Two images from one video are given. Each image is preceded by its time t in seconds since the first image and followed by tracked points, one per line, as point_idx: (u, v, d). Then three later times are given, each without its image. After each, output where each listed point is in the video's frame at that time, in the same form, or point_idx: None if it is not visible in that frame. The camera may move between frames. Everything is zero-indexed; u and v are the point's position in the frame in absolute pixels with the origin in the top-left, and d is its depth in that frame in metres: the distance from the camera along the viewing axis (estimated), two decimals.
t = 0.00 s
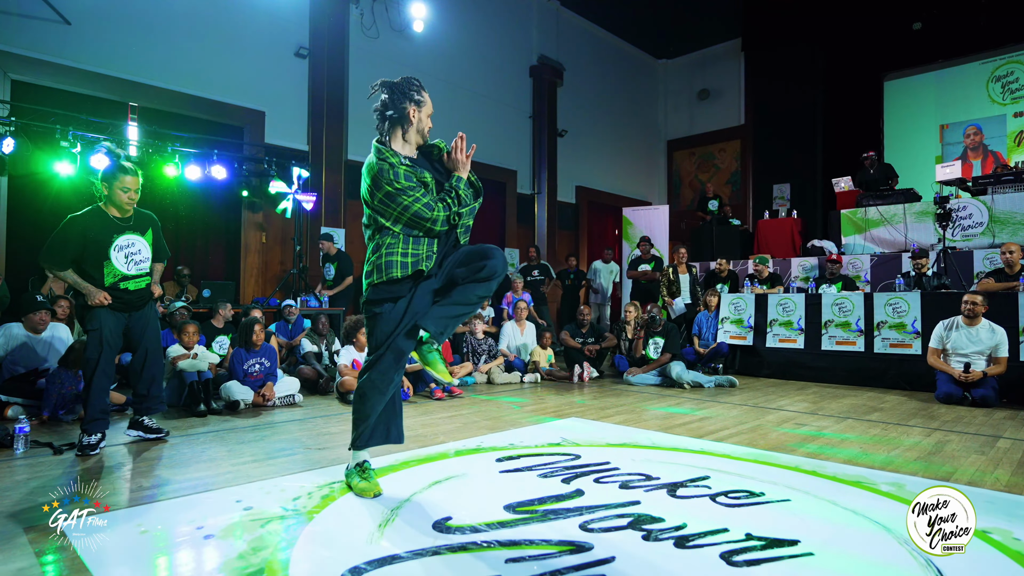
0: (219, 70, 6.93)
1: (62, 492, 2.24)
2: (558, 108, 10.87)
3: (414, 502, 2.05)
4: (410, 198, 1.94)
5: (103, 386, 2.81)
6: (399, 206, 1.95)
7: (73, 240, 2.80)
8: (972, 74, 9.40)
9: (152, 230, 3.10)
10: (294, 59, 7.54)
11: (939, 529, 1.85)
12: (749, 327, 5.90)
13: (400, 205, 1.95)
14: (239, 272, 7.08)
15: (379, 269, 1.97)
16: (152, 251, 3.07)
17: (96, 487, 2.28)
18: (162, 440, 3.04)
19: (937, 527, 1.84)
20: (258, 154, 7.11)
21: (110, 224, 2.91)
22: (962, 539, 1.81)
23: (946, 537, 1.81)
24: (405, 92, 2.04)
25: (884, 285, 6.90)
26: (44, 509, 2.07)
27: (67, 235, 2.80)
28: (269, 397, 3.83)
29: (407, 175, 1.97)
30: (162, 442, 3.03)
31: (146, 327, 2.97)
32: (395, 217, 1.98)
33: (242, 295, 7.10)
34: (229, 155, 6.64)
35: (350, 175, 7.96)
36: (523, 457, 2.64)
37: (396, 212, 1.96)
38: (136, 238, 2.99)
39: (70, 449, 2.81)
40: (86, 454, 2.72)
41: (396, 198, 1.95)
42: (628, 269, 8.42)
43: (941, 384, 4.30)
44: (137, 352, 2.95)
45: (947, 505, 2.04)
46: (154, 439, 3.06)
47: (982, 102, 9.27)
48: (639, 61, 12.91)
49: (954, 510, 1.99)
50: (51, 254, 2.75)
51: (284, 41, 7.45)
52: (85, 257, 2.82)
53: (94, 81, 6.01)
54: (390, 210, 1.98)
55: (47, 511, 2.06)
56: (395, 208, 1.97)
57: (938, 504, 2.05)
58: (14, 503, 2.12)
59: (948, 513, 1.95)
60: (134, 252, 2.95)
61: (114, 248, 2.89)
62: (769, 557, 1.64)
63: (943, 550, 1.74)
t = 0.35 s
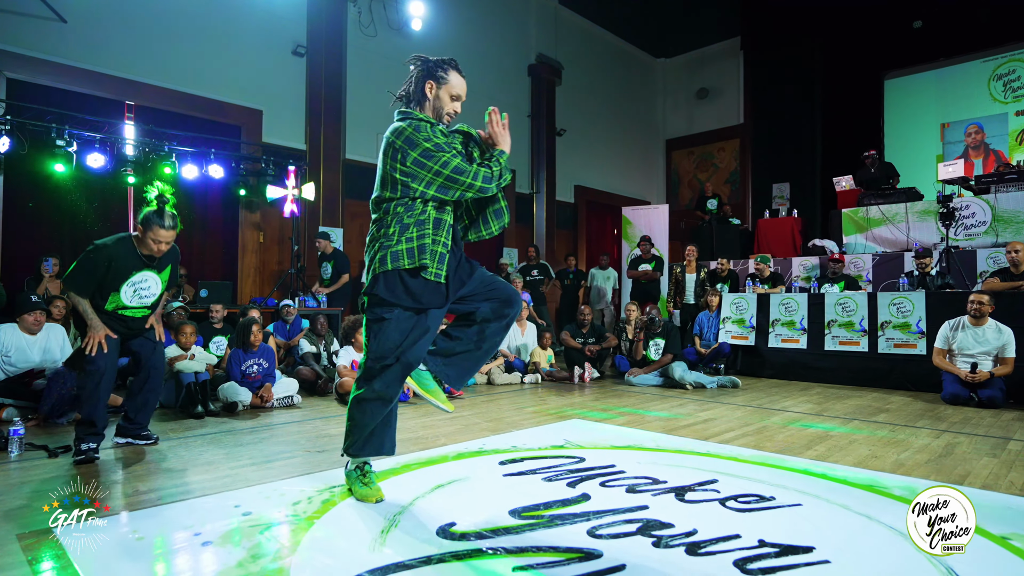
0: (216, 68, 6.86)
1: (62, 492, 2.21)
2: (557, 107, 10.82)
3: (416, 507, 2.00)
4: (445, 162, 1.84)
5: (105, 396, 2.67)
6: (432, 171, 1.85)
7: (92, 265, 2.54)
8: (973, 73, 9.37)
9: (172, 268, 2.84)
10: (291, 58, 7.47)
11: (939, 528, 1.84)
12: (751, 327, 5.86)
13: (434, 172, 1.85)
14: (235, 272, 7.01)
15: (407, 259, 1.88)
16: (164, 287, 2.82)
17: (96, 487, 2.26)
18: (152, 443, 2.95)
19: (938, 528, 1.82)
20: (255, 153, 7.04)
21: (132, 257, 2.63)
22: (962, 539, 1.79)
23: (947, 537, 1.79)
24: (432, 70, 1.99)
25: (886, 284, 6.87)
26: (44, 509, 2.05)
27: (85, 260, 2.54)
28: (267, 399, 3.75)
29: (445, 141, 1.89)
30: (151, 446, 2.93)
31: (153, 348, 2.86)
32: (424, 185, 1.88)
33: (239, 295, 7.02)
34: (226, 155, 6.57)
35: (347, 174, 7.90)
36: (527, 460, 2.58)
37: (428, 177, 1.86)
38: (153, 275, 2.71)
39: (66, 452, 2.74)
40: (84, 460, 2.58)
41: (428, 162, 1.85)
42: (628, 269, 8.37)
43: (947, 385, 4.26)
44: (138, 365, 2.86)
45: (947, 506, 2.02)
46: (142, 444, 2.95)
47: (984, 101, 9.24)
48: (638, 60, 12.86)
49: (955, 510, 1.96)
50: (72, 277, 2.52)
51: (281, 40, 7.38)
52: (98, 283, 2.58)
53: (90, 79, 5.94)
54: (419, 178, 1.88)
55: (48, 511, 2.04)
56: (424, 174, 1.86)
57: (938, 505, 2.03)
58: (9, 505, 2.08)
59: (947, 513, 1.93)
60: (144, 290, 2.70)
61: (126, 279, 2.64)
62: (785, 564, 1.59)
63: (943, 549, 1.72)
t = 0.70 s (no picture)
0: (221, 67, 6.84)
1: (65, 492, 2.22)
2: (562, 106, 10.77)
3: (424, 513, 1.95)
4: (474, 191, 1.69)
5: (102, 413, 2.55)
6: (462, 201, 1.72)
7: (96, 322, 2.57)
8: (983, 71, 9.26)
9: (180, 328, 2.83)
10: (296, 57, 7.45)
11: (939, 528, 1.82)
12: (760, 328, 5.78)
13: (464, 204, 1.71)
14: (240, 272, 6.98)
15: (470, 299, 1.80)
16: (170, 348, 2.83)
17: (95, 487, 2.27)
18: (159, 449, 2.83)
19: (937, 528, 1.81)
20: (260, 153, 7.02)
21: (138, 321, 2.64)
22: (962, 539, 1.77)
23: (946, 537, 1.78)
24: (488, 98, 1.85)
25: (897, 285, 6.78)
26: (43, 509, 2.04)
27: (90, 315, 2.56)
28: (272, 400, 3.71)
29: (479, 164, 1.73)
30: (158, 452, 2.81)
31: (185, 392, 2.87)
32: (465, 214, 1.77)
33: (245, 295, 7.00)
34: (231, 154, 6.56)
35: (352, 174, 7.87)
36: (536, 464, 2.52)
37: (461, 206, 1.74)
38: (157, 336, 2.73)
39: (67, 455, 2.71)
40: (84, 470, 2.47)
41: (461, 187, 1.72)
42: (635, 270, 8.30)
43: (962, 388, 4.19)
44: (163, 399, 2.82)
45: (947, 506, 1.99)
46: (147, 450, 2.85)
47: (994, 99, 9.13)
48: (644, 59, 12.79)
49: (954, 510, 1.94)
50: (67, 324, 2.53)
51: (286, 39, 7.36)
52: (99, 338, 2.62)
53: (94, 79, 5.93)
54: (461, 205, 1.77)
55: (46, 511, 2.04)
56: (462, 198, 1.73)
57: (938, 504, 2.00)
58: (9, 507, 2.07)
59: (948, 513, 1.91)
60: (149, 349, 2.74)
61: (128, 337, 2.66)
62: None
63: (944, 549, 1.72)
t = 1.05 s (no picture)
0: (224, 68, 6.82)
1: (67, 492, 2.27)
2: (567, 106, 10.71)
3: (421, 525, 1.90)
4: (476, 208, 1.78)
5: (99, 418, 2.48)
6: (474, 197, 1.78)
7: (96, 334, 2.55)
8: (992, 70, 9.19)
9: (179, 337, 2.76)
10: (300, 58, 7.43)
11: (938, 528, 1.83)
12: (766, 331, 5.72)
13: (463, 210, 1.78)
14: (243, 274, 6.96)
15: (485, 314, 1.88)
16: (171, 357, 2.77)
17: (96, 488, 2.33)
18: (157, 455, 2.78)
19: (936, 527, 1.82)
20: (263, 154, 7.00)
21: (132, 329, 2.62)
22: (961, 539, 1.80)
23: (946, 537, 1.80)
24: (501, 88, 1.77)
25: (905, 286, 6.70)
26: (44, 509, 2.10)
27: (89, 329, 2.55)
28: (272, 404, 3.70)
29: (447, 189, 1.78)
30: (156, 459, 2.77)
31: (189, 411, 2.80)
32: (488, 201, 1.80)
33: (248, 297, 6.98)
34: (233, 155, 6.55)
35: (356, 175, 7.85)
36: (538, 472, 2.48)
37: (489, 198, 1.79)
38: (155, 345, 2.68)
39: (63, 461, 2.68)
40: (78, 477, 2.42)
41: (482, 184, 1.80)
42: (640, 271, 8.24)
43: (972, 392, 4.12)
44: (165, 415, 2.76)
45: (947, 506, 1.95)
46: (143, 452, 2.83)
47: (1004, 98, 9.02)
48: (650, 59, 12.73)
49: (954, 510, 1.92)
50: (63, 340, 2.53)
51: (289, 40, 7.34)
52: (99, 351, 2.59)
53: (97, 80, 5.92)
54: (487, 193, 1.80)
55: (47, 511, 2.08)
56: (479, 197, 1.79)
57: (937, 505, 1.96)
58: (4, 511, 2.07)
59: (948, 514, 1.89)
60: (148, 360, 2.68)
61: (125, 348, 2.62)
62: None
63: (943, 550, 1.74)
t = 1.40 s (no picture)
0: (226, 69, 6.80)
1: (66, 491, 2.33)
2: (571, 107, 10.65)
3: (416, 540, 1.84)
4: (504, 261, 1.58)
5: (95, 427, 2.42)
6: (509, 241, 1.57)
7: (103, 341, 2.51)
8: (1003, 67, 9.00)
9: (180, 345, 2.73)
10: (302, 59, 7.40)
11: (938, 528, 1.87)
12: (773, 333, 5.64)
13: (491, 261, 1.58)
14: (246, 276, 6.94)
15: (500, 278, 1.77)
16: (171, 367, 2.72)
17: (94, 488, 2.39)
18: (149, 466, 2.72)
19: (937, 527, 1.87)
20: (266, 156, 6.98)
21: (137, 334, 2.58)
22: (962, 539, 1.83)
23: (946, 537, 1.84)
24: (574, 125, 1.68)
25: (914, 288, 6.60)
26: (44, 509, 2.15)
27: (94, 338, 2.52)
28: (271, 410, 3.67)
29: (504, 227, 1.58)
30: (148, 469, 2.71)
31: (188, 422, 2.71)
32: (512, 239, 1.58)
33: (250, 299, 6.96)
34: (235, 157, 6.53)
35: (359, 176, 7.82)
36: (539, 482, 2.42)
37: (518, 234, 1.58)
38: (158, 352, 2.64)
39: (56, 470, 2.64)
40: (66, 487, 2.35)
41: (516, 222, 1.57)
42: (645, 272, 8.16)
43: (984, 397, 4.04)
44: (163, 425, 2.69)
45: (947, 505, 1.99)
46: (138, 462, 2.77)
47: (1014, 96, 8.89)
48: (655, 58, 12.65)
49: (954, 509, 1.95)
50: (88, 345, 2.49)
51: (292, 41, 7.31)
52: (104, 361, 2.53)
53: (98, 82, 5.91)
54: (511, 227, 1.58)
55: (46, 511, 2.14)
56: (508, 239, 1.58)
57: (937, 504, 2.01)
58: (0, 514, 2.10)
59: (947, 513, 1.93)
60: (150, 367, 2.62)
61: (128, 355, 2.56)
62: None
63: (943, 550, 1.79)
